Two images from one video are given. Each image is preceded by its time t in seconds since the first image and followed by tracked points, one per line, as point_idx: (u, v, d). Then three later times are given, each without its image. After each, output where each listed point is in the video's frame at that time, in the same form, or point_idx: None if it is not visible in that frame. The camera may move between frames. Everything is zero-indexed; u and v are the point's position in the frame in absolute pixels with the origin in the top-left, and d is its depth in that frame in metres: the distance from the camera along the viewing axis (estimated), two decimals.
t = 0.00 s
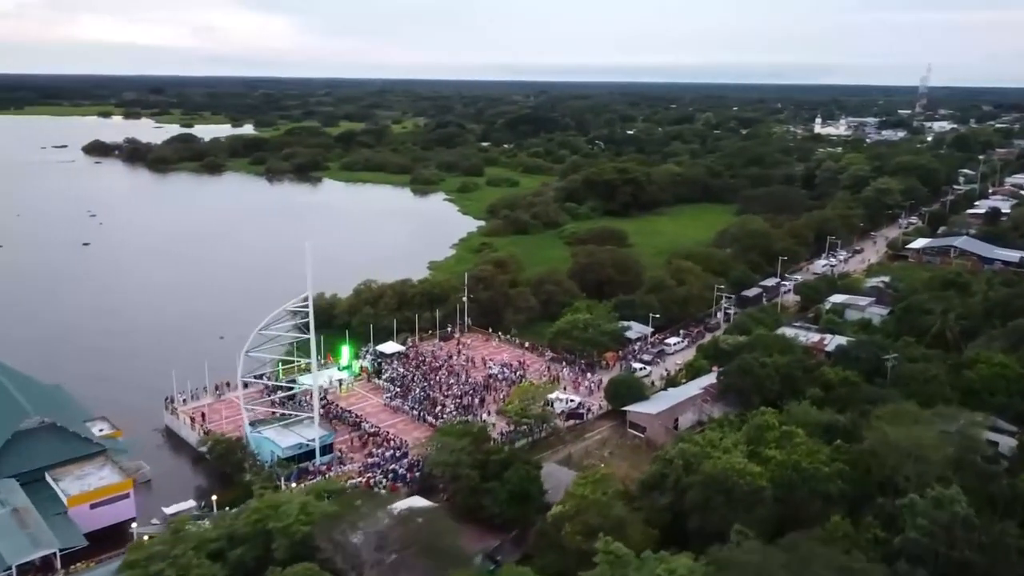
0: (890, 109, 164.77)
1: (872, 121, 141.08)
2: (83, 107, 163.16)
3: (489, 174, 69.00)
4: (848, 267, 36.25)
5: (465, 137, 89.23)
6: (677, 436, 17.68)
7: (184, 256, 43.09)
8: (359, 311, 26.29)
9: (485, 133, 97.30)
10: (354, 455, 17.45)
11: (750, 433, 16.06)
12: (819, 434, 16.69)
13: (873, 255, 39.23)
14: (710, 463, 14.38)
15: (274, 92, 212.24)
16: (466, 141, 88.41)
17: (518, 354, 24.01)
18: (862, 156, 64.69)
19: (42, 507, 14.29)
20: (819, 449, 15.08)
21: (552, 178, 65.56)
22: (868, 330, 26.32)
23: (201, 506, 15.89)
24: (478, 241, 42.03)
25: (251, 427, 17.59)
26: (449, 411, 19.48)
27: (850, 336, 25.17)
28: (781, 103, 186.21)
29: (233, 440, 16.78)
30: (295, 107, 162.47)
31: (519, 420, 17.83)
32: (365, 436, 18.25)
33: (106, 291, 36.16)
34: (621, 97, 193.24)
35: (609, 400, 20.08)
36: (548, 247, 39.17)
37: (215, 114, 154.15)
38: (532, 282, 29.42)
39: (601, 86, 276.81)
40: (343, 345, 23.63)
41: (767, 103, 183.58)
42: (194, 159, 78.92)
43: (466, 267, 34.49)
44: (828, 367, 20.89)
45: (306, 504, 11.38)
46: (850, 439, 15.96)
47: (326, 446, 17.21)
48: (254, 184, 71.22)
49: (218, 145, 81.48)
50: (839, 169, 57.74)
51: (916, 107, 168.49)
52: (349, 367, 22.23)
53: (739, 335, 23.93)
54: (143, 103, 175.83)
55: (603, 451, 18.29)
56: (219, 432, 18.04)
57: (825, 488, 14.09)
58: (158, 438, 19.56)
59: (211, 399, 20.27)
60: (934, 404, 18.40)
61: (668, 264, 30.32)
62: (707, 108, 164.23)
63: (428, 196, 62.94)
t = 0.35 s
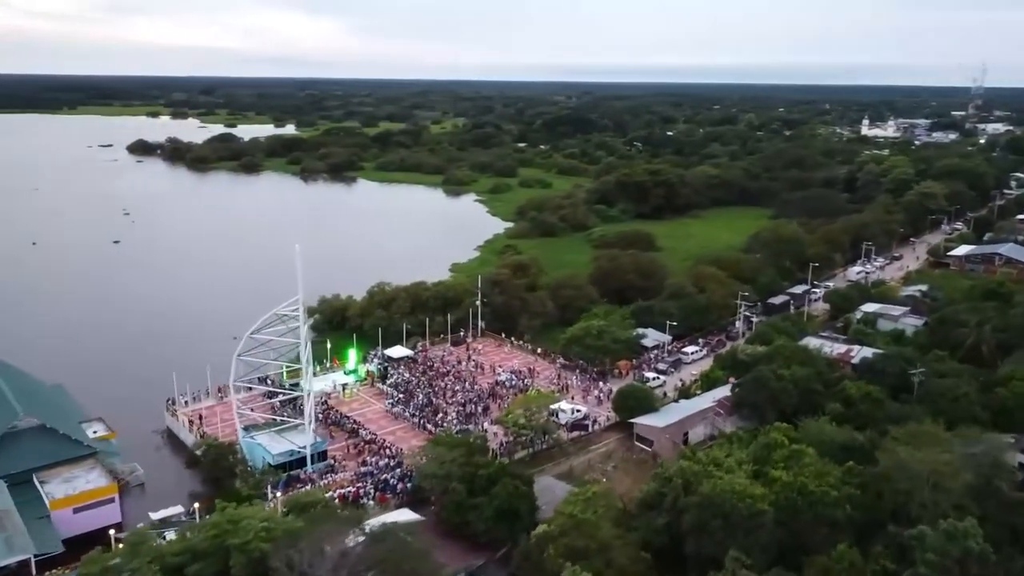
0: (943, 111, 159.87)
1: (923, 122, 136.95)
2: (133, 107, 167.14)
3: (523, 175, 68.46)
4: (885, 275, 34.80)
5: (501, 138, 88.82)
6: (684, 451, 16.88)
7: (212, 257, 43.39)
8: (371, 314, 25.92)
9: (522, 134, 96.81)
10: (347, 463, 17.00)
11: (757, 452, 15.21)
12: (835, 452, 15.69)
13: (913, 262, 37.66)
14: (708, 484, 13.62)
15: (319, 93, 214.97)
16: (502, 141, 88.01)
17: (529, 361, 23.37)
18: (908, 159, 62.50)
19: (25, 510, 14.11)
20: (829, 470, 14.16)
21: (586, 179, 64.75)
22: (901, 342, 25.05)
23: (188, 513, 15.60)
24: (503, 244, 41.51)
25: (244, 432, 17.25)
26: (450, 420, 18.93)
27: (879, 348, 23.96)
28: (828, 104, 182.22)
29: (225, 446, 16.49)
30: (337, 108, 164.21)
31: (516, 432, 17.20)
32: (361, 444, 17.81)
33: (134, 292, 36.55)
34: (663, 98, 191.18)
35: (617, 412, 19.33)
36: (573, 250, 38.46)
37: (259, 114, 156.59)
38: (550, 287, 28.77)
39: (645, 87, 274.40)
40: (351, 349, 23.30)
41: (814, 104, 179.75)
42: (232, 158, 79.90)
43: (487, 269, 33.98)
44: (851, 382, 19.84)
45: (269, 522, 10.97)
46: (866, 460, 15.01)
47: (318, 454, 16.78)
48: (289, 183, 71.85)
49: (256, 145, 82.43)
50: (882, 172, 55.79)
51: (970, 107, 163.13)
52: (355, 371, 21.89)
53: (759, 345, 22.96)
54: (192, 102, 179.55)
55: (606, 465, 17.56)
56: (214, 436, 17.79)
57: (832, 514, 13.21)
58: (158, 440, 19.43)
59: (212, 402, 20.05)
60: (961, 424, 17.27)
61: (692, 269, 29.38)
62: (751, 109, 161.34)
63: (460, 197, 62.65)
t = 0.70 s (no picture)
0: (1009, 112, 153.16)
1: (987, 124, 131.45)
2: (188, 106, 171.22)
3: (562, 176, 67.72)
4: (931, 283, 33.19)
5: (544, 138, 88.14)
6: (695, 466, 16.06)
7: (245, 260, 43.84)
8: (389, 316, 25.61)
9: (566, 134, 95.98)
10: (346, 471, 16.60)
11: (769, 474, 14.33)
12: (854, 476, 14.73)
13: (963, 270, 35.84)
14: (710, 508, 12.86)
15: (369, 93, 217.35)
16: (545, 142, 87.30)
17: (546, 368, 22.76)
18: (965, 162, 59.84)
19: (18, 509, 14.09)
20: (843, 495, 13.26)
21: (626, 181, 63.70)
22: (940, 356, 23.70)
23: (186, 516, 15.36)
24: (535, 246, 40.95)
25: (245, 434, 16.99)
26: (456, 427, 18.43)
27: (915, 362, 22.69)
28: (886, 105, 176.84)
29: (224, 448, 16.25)
30: (386, 108, 165.57)
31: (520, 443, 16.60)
32: (362, 451, 17.40)
33: (164, 295, 37.06)
34: (714, 99, 188.21)
35: (631, 423, 18.56)
36: (605, 253, 37.69)
37: (310, 114, 158.82)
38: (575, 291, 28.08)
39: (696, 88, 270.44)
40: (365, 352, 23.05)
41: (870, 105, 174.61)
42: (277, 157, 80.94)
43: (514, 271, 33.44)
44: (881, 398, 18.74)
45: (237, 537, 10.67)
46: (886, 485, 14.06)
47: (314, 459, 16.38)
48: (331, 182, 72.46)
49: (301, 145, 83.33)
50: (936, 174, 53.44)
51: None
52: (368, 374, 21.62)
53: (787, 357, 21.95)
54: (244, 102, 183.17)
55: (614, 479, 16.83)
56: (218, 438, 17.64)
57: (842, 544, 12.31)
58: (166, 441, 19.35)
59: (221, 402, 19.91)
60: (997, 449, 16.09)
61: (722, 275, 28.38)
62: (805, 109, 157.44)
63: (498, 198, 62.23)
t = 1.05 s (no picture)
0: None
1: None
2: (242, 106, 174.67)
3: (602, 177, 66.77)
4: (978, 293, 31.53)
5: (587, 139, 87.21)
6: (703, 485, 15.28)
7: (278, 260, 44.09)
8: (407, 318, 25.26)
9: (610, 135, 94.81)
10: (343, 477, 16.25)
11: (777, 495, 13.51)
12: (870, 502, 13.76)
13: (1015, 279, 34.00)
14: (707, 530, 12.14)
15: (418, 93, 218.88)
16: (588, 143, 86.32)
17: (562, 375, 22.13)
18: None
19: (8, 507, 14.15)
20: (854, 523, 12.37)
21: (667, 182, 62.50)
22: (982, 370, 22.34)
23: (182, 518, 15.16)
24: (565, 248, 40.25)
25: (245, 437, 16.79)
26: (461, 434, 17.93)
27: (953, 376, 21.39)
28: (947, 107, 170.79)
29: (223, 450, 16.02)
30: (434, 109, 166.25)
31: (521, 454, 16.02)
32: (362, 457, 17.02)
33: (195, 294, 37.45)
34: (766, 100, 184.46)
35: (642, 435, 17.83)
36: (636, 256, 36.83)
37: (358, 114, 160.42)
38: (598, 295, 27.34)
39: (749, 88, 265.45)
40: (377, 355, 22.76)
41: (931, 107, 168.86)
42: (320, 157, 81.73)
43: (541, 273, 32.86)
44: (911, 415, 17.64)
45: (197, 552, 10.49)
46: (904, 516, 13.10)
47: (310, 465, 16.06)
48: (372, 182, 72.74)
49: (344, 145, 83.98)
50: (993, 178, 50.99)
51: None
52: (380, 377, 21.28)
53: (815, 369, 20.92)
54: (296, 102, 186.09)
55: (619, 494, 16.14)
56: (220, 440, 17.47)
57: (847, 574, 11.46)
58: (174, 442, 19.29)
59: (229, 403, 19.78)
60: None
61: (752, 281, 27.33)
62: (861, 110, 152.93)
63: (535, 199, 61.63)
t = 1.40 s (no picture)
0: None
1: None
2: (288, 106, 177.07)
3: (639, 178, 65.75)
4: None
5: (626, 140, 86.07)
6: (705, 502, 14.54)
7: (305, 261, 44.12)
8: (420, 320, 24.92)
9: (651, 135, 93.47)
10: (335, 484, 15.89)
11: (780, 516, 12.71)
12: (880, 528, 12.89)
13: None
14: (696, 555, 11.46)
15: (462, 94, 219.36)
16: (627, 143, 85.19)
17: (574, 382, 21.50)
18: None
19: None
20: (857, 552, 11.53)
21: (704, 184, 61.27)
22: (1020, 386, 21.06)
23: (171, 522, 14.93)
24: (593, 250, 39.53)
25: (241, 440, 16.57)
26: (460, 441, 17.43)
27: (986, 391, 20.19)
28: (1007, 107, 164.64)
29: (216, 453, 15.83)
30: (477, 109, 166.32)
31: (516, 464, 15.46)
32: (358, 463, 16.63)
33: (219, 293, 37.69)
34: (816, 99, 180.24)
35: (648, 447, 17.12)
36: (665, 259, 36.01)
37: (402, 114, 161.39)
38: (618, 298, 26.64)
39: (799, 88, 260.03)
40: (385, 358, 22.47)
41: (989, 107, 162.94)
42: (359, 157, 82.20)
43: (564, 275, 32.26)
44: (936, 433, 16.59)
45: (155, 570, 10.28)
46: (917, 544, 12.17)
47: (301, 470, 15.73)
48: (408, 181, 72.82)
49: (382, 144, 84.31)
50: None
51: None
52: (387, 380, 20.92)
53: (837, 380, 19.93)
54: (342, 103, 188.24)
55: (620, 508, 15.48)
56: (219, 442, 17.30)
57: None
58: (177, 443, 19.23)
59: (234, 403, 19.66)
60: None
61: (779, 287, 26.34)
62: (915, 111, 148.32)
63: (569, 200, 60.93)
